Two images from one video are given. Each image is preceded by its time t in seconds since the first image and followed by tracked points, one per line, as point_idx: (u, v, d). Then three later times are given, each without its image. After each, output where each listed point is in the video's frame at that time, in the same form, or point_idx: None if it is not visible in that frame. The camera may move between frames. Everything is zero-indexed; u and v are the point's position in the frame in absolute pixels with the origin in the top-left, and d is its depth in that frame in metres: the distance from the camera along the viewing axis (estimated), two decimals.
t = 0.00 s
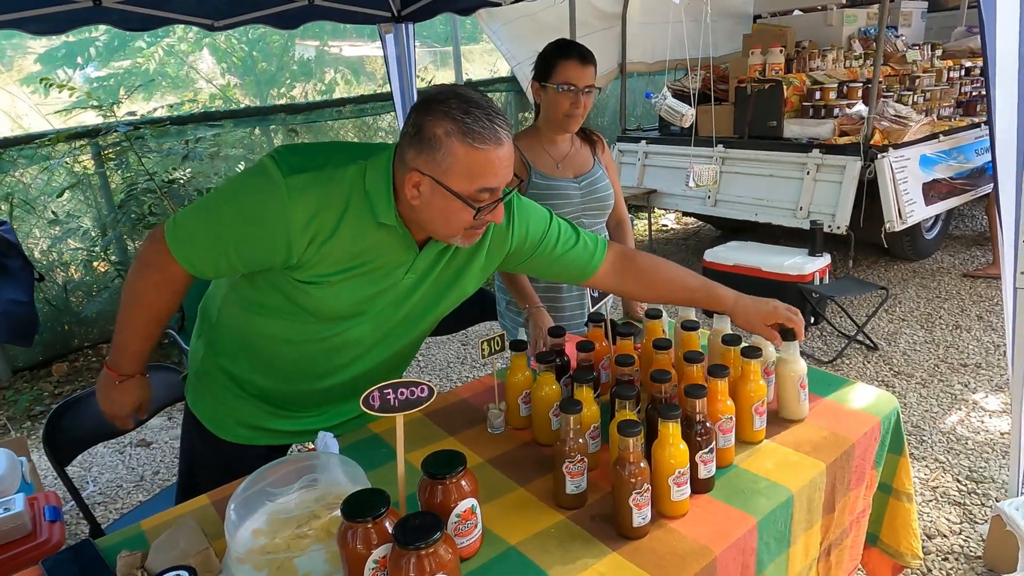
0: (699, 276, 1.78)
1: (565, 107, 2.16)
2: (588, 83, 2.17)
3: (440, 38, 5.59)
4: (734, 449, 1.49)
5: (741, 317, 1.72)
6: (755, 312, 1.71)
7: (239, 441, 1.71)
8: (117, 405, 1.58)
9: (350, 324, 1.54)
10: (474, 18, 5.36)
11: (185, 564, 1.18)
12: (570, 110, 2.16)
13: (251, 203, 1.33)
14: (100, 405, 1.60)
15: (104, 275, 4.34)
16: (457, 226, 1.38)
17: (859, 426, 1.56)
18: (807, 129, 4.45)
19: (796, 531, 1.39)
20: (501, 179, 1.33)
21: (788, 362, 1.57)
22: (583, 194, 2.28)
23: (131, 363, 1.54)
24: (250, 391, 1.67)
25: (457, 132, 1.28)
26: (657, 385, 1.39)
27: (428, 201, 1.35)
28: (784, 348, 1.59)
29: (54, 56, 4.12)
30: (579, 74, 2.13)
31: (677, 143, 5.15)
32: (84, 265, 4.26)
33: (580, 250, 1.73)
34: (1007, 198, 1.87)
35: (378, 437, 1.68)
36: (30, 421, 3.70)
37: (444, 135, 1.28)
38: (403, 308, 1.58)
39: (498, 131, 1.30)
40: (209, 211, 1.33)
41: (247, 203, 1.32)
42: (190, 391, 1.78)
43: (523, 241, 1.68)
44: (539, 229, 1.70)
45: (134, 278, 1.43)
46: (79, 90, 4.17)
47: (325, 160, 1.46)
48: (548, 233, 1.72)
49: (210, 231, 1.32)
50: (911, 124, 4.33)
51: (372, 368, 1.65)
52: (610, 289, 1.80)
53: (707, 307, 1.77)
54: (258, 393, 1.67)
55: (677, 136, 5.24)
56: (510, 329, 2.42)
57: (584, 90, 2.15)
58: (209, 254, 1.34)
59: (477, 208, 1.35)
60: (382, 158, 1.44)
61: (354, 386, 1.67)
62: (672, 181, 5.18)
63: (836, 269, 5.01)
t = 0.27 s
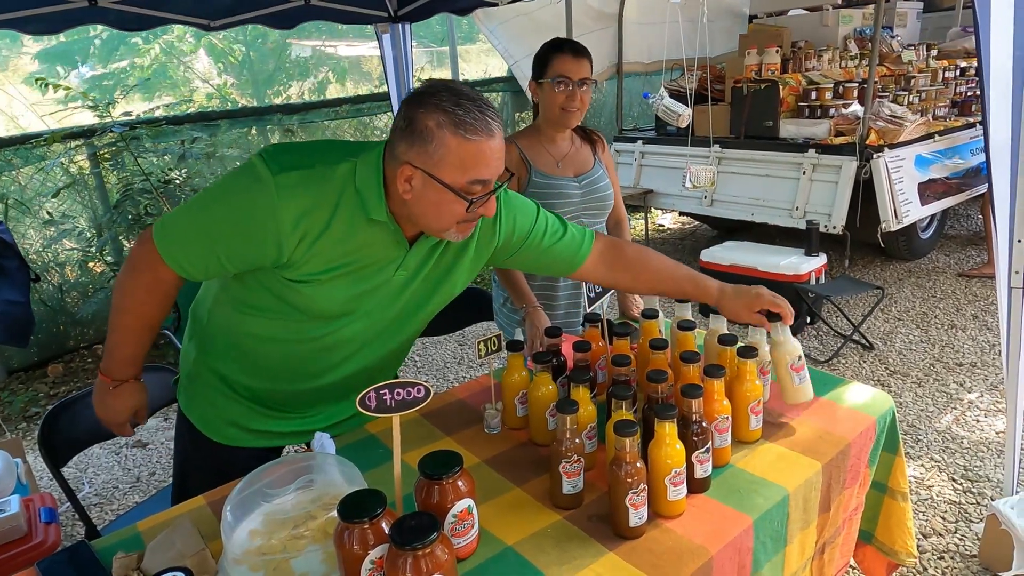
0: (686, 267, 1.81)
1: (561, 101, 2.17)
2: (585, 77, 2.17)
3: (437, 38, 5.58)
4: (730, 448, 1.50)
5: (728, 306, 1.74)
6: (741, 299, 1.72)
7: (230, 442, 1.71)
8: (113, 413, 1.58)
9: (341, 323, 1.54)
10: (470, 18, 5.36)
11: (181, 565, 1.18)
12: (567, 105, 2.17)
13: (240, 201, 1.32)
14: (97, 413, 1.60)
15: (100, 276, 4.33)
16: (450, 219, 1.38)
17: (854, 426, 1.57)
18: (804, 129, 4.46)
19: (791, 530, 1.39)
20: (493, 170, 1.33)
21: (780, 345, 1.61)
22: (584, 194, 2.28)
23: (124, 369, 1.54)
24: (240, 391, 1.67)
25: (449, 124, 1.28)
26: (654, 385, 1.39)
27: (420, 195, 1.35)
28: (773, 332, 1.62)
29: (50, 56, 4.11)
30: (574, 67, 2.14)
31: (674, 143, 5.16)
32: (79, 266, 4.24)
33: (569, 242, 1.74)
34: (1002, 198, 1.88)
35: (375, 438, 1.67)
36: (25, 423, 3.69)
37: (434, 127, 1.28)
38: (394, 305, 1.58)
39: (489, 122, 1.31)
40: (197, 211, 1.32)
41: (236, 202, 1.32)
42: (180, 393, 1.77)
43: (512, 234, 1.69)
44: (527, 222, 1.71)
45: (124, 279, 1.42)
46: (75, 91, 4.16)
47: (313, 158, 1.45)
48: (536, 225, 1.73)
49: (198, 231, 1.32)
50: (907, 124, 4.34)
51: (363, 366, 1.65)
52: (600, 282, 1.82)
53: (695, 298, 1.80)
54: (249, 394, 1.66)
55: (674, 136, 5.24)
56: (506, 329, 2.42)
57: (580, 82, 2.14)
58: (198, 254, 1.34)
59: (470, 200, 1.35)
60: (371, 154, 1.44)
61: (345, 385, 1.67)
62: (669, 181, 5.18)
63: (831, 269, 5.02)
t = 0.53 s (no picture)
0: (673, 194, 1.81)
1: (557, 97, 2.17)
2: (580, 73, 2.17)
3: (434, 38, 5.58)
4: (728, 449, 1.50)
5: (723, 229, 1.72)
6: (738, 215, 1.69)
7: (238, 447, 1.71)
8: (117, 430, 1.57)
9: (339, 312, 1.54)
10: (468, 19, 5.37)
11: (180, 567, 1.18)
12: (563, 101, 2.17)
13: (229, 202, 1.31)
14: (98, 432, 1.58)
15: (96, 277, 4.32)
16: (435, 190, 1.37)
17: (852, 426, 1.57)
18: (801, 129, 4.47)
19: (789, 531, 1.40)
20: (474, 136, 1.34)
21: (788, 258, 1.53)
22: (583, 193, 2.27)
23: (123, 382, 1.53)
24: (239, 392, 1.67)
25: (422, 92, 1.28)
26: (652, 385, 1.40)
27: (403, 170, 1.35)
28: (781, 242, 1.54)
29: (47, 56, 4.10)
30: (568, 63, 2.15)
31: (671, 144, 5.16)
32: (76, 266, 4.23)
33: (553, 196, 1.76)
34: (998, 198, 1.89)
35: (373, 439, 1.68)
36: (22, 424, 3.68)
37: (409, 98, 1.29)
38: (390, 289, 1.59)
39: (463, 86, 1.32)
40: (185, 216, 1.31)
41: (224, 203, 1.31)
42: (182, 404, 1.77)
43: (497, 207, 1.70)
44: (510, 184, 1.72)
45: (117, 292, 1.42)
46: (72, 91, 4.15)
47: (292, 150, 1.44)
48: (519, 188, 1.74)
49: (191, 236, 1.31)
50: (903, 125, 4.35)
51: (361, 356, 1.65)
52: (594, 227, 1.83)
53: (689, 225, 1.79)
54: (249, 395, 1.67)
55: (671, 136, 5.25)
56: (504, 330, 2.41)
57: (575, 78, 2.15)
58: (191, 259, 1.33)
59: (453, 166, 1.35)
60: (352, 138, 1.44)
61: (343, 377, 1.68)
62: (666, 181, 5.19)
63: (828, 269, 5.04)
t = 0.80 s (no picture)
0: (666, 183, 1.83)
1: (556, 97, 2.17)
2: (576, 72, 2.18)
3: (431, 38, 5.59)
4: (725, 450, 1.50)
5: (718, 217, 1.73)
6: (732, 201, 1.69)
7: (243, 450, 1.71)
8: (132, 444, 1.56)
9: (339, 307, 1.53)
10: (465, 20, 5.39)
11: (178, 568, 1.18)
12: (562, 100, 2.16)
13: (226, 202, 1.31)
14: (111, 447, 1.57)
15: (93, 278, 4.31)
16: (427, 177, 1.37)
17: (849, 427, 1.58)
18: (797, 130, 4.49)
19: (786, 531, 1.40)
20: (463, 121, 1.34)
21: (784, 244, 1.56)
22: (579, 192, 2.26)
23: (135, 393, 1.53)
24: (240, 392, 1.67)
25: (410, 77, 1.29)
26: (649, 386, 1.40)
27: (395, 158, 1.35)
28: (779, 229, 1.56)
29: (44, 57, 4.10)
30: (564, 62, 2.15)
31: (668, 144, 5.17)
32: (73, 267, 4.23)
33: (547, 185, 1.76)
34: (993, 199, 1.90)
35: (371, 440, 1.68)
36: (19, 425, 3.67)
37: (397, 85, 1.30)
38: (388, 281, 1.59)
39: (451, 70, 1.33)
40: (182, 219, 1.31)
41: (220, 203, 1.31)
42: (185, 410, 1.77)
43: (491, 196, 1.71)
44: (503, 172, 1.73)
45: (120, 301, 1.43)
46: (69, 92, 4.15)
47: (284, 149, 1.45)
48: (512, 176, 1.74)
49: (190, 238, 1.31)
50: (899, 126, 4.37)
51: (361, 351, 1.65)
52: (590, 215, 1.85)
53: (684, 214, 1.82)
54: (251, 395, 1.67)
55: (668, 137, 5.26)
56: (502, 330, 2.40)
57: (572, 77, 2.15)
58: (189, 261, 1.33)
59: (445, 152, 1.35)
60: (342, 131, 1.44)
61: (343, 374, 1.68)
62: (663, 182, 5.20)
63: (825, 269, 5.05)
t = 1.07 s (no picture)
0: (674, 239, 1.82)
1: (553, 98, 2.17)
2: (572, 73, 2.18)
3: (429, 39, 5.59)
4: (724, 450, 1.51)
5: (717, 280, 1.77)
6: (732, 270, 1.74)
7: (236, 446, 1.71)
8: (118, 431, 1.55)
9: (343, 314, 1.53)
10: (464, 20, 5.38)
11: (178, 568, 1.18)
12: (559, 101, 2.17)
13: (237, 201, 1.31)
14: (98, 435, 1.56)
15: (91, 278, 4.30)
16: (440, 192, 1.38)
17: (847, 426, 1.58)
18: (795, 130, 4.50)
19: (785, 530, 1.40)
20: (480, 139, 1.34)
21: (774, 317, 1.57)
22: (576, 194, 2.23)
23: (127, 382, 1.53)
24: (240, 393, 1.67)
25: (431, 94, 1.30)
26: (648, 386, 1.41)
27: (410, 171, 1.35)
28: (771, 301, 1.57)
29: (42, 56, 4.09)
30: (560, 64, 2.15)
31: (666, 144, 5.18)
32: (71, 267, 4.22)
33: (558, 217, 1.74)
34: (990, 200, 1.91)
35: (371, 440, 1.68)
36: (17, 426, 3.67)
37: (418, 99, 1.30)
38: (393, 292, 1.58)
39: (471, 89, 1.33)
40: (191, 213, 1.32)
41: (231, 201, 1.31)
42: (182, 404, 1.77)
43: (502, 222, 1.70)
44: (516, 202, 1.72)
45: (121, 290, 1.42)
46: (67, 92, 4.15)
47: (300, 152, 1.45)
48: (525, 206, 1.73)
49: (197, 233, 1.31)
50: (897, 126, 4.38)
51: (363, 360, 1.65)
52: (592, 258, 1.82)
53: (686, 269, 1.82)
54: (249, 395, 1.67)
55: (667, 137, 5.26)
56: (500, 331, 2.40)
57: (569, 78, 2.15)
58: (196, 256, 1.33)
59: (460, 169, 1.35)
60: (359, 141, 1.44)
61: (344, 380, 1.68)
62: (662, 182, 5.20)
63: (823, 269, 5.05)
